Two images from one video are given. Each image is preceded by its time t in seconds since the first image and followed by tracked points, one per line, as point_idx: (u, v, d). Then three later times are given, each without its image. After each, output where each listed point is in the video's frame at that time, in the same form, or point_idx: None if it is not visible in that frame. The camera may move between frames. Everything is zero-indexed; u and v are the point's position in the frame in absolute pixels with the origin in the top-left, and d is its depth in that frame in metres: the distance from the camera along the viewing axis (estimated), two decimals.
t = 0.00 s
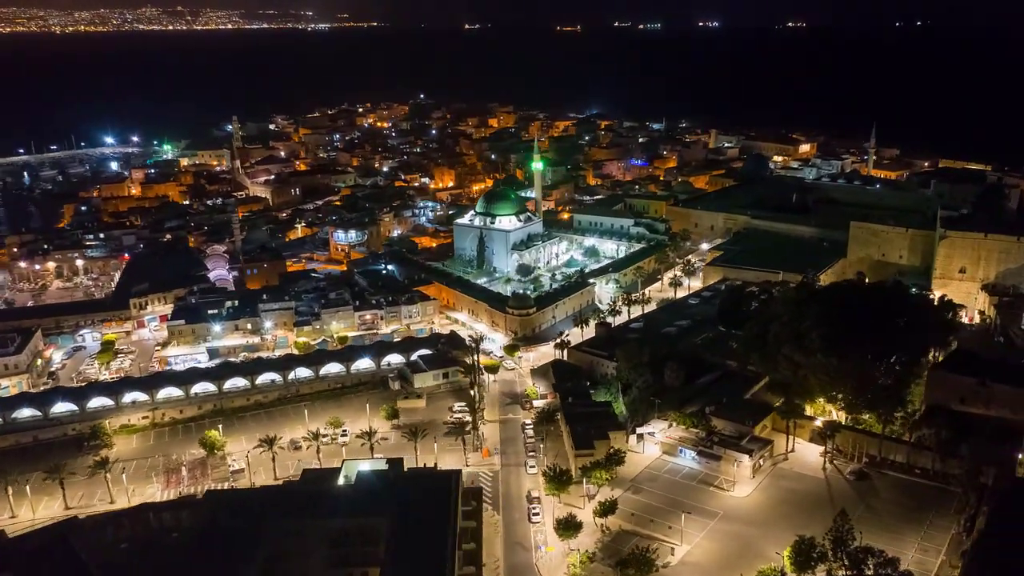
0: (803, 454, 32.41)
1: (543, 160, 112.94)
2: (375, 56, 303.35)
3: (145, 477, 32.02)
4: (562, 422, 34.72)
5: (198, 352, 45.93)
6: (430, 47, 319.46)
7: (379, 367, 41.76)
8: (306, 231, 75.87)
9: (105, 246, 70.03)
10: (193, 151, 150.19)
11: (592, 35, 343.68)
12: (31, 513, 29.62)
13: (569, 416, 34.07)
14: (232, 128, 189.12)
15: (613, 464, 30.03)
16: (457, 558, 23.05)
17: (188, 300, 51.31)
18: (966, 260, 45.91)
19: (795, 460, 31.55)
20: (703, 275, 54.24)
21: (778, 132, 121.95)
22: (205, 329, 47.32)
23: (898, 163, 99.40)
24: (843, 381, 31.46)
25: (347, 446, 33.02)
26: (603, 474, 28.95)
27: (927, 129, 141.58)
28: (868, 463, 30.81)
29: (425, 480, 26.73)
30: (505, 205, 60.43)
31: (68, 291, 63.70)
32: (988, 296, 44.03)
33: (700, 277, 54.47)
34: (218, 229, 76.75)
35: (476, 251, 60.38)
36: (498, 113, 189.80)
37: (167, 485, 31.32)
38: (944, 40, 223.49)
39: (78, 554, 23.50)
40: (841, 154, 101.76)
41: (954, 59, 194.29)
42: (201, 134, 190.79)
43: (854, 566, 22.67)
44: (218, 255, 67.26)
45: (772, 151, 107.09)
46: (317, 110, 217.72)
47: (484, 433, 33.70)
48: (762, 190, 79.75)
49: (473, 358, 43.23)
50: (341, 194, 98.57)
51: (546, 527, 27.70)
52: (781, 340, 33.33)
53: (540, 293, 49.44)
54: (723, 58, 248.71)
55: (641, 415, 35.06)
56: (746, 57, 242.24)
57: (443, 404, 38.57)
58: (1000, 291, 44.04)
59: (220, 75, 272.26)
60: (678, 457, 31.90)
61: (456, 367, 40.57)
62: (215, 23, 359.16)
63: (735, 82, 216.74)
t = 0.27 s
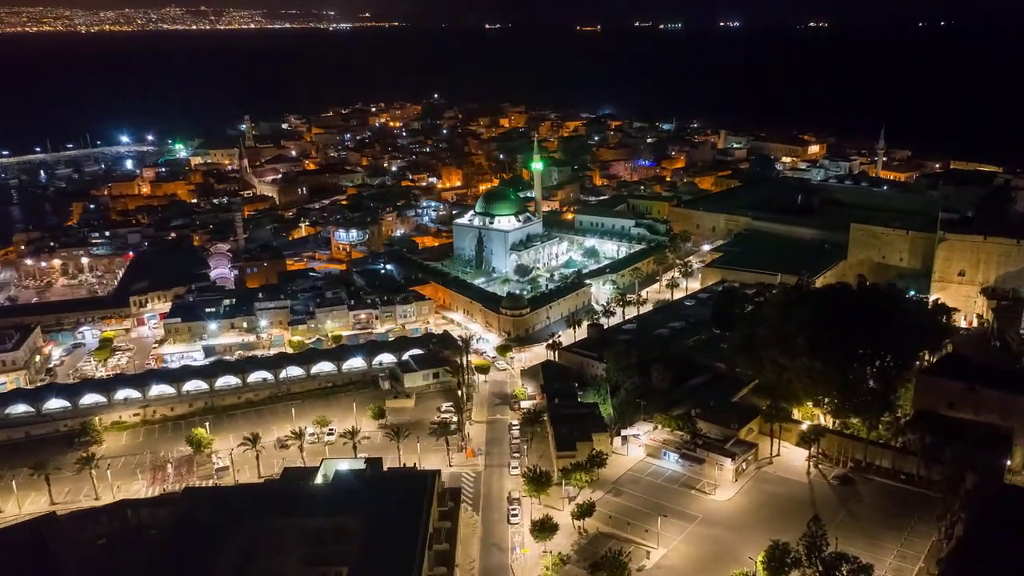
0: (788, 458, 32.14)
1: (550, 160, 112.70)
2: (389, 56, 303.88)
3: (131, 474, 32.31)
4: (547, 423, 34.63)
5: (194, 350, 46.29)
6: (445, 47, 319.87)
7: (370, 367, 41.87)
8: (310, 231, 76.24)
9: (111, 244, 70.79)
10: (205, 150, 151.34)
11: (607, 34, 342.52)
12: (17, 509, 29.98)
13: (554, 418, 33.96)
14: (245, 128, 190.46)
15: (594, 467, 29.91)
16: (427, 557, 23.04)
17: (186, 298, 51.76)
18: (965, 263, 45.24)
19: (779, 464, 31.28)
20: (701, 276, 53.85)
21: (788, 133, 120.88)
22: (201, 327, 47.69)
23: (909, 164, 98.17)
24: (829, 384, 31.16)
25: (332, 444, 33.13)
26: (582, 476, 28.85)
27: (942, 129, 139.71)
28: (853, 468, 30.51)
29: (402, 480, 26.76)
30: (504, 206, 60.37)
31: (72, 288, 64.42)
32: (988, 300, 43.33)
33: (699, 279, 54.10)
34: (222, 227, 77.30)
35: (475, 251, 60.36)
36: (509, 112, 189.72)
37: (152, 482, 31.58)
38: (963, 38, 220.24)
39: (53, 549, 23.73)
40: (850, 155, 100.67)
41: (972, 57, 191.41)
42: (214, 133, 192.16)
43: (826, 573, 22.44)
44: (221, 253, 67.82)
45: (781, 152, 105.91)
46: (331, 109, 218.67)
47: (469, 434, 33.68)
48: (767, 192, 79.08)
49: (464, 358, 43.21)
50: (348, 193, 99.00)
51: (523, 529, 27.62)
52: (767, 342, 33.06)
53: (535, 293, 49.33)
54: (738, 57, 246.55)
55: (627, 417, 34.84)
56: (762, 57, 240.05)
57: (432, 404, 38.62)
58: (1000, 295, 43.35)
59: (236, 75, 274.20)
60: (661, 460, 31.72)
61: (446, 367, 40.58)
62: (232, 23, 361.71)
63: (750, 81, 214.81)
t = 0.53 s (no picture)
0: (771, 463, 31.82)
1: (558, 159, 112.38)
2: (405, 54, 304.30)
3: (116, 469, 32.64)
4: (531, 424, 34.50)
5: (190, 347, 46.70)
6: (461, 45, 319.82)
7: (360, 366, 41.96)
8: (314, 229, 76.61)
9: (117, 241, 71.67)
10: (219, 149, 152.60)
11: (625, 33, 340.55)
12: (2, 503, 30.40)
13: (536, 420, 33.86)
14: (260, 127, 191.79)
15: (572, 469, 29.76)
16: (393, 557, 23.07)
17: (184, 296, 52.26)
18: (964, 267, 44.36)
19: (762, 469, 30.92)
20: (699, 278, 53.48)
21: (801, 133, 119.63)
22: (196, 324, 48.10)
23: (921, 165, 96.75)
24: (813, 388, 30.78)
25: (314, 443, 33.25)
26: (558, 478, 28.71)
27: (959, 129, 137.57)
28: (836, 474, 30.13)
29: (375, 480, 26.81)
30: (503, 206, 60.31)
31: (77, 285, 65.31)
32: (986, 305, 42.58)
33: (697, 280, 53.72)
34: (227, 225, 77.93)
35: (474, 251, 60.36)
36: (522, 112, 189.46)
37: (136, 478, 31.87)
38: (985, 36, 216.48)
39: (26, 545, 24.05)
40: (862, 155, 99.37)
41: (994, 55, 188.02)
42: (230, 133, 193.76)
43: None
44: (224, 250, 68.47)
45: (790, 152, 104.70)
46: (345, 109, 219.57)
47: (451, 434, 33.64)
48: (773, 193, 78.27)
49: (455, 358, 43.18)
50: (355, 192, 99.43)
51: (496, 530, 27.49)
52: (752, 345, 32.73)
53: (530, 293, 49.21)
54: (755, 56, 244.17)
55: (611, 420, 34.68)
56: (779, 56, 237.52)
57: (419, 404, 38.64)
58: (999, 299, 42.55)
59: (253, 74, 276.20)
60: (642, 463, 31.50)
61: (435, 367, 40.59)
62: (251, 22, 364.21)
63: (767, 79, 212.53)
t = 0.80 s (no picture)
0: (757, 467, 31.58)
1: (565, 159, 112.15)
2: (419, 54, 304.94)
3: (104, 466, 32.97)
4: (516, 425, 34.44)
5: (186, 345, 47.04)
6: (476, 44, 319.72)
7: (352, 366, 42.13)
8: (317, 229, 76.93)
9: (122, 240, 72.44)
10: (230, 148, 153.65)
11: (640, 32, 338.76)
12: None
13: (522, 421, 33.78)
14: (272, 126, 192.92)
15: (553, 470, 29.68)
16: (363, 557, 23.10)
17: (182, 294, 52.69)
18: (963, 270, 43.75)
19: (746, 473, 30.68)
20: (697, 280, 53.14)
21: (811, 134, 118.53)
22: (193, 323, 48.49)
23: (932, 166, 95.47)
24: (798, 393, 30.48)
25: (300, 442, 33.36)
26: (538, 480, 28.61)
27: (974, 130, 135.72)
28: (820, 479, 29.83)
29: (352, 481, 26.85)
30: (502, 206, 60.22)
31: (82, 282, 66.06)
32: (985, 309, 42.00)
33: (695, 282, 53.36)
34: (232, 224, 78.44)
35: (473, 251, 60.34)
36: (533, 112, 189.25)
37: (123, 475, 32.16)
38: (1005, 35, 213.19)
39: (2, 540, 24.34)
40: (872, 156, 98.25)
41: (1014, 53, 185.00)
42: (243, 133, 195.09)
43: None
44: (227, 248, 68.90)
45: (799, 153, 103.72)
46: (358, 108, 220.32)
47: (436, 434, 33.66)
48: (778, 195, 77.61)
49: (447, 358, 43.21)
50: (361, 191, 99.78)
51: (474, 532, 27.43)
52: (738, 349, 32.48)
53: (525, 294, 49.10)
54: (770, 56, 242.21)
55: (597, 422, 34.52)
56: (794, 55, 235.53)
57: (409, 403, 38.72)
58: (998, 303, 41.92)
59: (268, 74, 277.85)
60: (626, 465, 31.36)
61: (426, 366, 40.66)
62: (268, 21, 366.19)
63: (781, 79, 210.86)
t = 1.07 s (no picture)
0: (737, 471, 31.35)
1: (574, 159, 111.83)
2: (435, 54, 304.95)
3: (91, 462, 33.36)
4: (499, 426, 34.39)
5: (182, 342, 47.53)
6: (492, 43, 319.57)
7: (343, 364, 42.34)
8: (322, 227, 77.24)
9: (128, 237, 73.31)
10: (244, 146, 154.88)
11: (658, 31, 336.63)
12: None
13: (504, 422, 33.76)
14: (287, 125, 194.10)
15: (531, 472, 29.62)
16: (329, 557, 23.18)
17: (181, 292, 53.16)
18: (960, 274, 43.10)
19: (725, 477, 30.47)
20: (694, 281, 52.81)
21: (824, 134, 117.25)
22: (189, 320, 49.00)
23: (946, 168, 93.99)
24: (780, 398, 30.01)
25: (284, 440, 33.58)
26: (514, 481, 28.55)
27: (992, 132, 133.56)
28: (801, 484, 29.44)
29: (326, 479, 26.98)
30: (501, 206, 60.18)
31: (87, 278, 66.94)
32: (980, 313, 41.34)
33: (692, 284, 53.04)
34: (237, 222, 79.09)
35: (471, 251, 60.39)
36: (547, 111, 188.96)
37: (108, 470, 32.52)
38: None
39: None
40: (884, 156, 96.95)
41: None
42: (259, 132, 196.48)
43: None
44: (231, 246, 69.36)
45: (808, 155, 102.28)
46: (373, 108, 221.08)
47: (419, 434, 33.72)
48: (783, 196, 76.68)
49: (437, 358, 43.26)
50: (368, 190, 100.20)
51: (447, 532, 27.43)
52: (719, 351, 32.21)
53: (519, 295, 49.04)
54: (788, 54, 238.99)
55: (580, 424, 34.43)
56: (812, 54, 232.09)
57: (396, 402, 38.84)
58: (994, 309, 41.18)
59: (285, 74, 279.47)
60: (606, 468, 31.24)
61: (415, 366, 40.78)
62: (287, 20, 368.40)
63: (797, 78, 208.22)
